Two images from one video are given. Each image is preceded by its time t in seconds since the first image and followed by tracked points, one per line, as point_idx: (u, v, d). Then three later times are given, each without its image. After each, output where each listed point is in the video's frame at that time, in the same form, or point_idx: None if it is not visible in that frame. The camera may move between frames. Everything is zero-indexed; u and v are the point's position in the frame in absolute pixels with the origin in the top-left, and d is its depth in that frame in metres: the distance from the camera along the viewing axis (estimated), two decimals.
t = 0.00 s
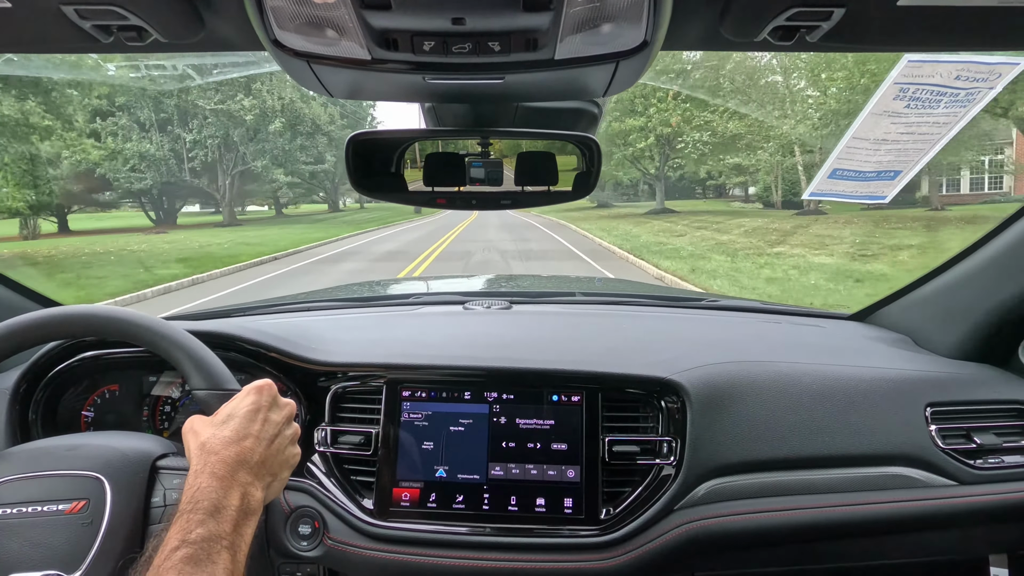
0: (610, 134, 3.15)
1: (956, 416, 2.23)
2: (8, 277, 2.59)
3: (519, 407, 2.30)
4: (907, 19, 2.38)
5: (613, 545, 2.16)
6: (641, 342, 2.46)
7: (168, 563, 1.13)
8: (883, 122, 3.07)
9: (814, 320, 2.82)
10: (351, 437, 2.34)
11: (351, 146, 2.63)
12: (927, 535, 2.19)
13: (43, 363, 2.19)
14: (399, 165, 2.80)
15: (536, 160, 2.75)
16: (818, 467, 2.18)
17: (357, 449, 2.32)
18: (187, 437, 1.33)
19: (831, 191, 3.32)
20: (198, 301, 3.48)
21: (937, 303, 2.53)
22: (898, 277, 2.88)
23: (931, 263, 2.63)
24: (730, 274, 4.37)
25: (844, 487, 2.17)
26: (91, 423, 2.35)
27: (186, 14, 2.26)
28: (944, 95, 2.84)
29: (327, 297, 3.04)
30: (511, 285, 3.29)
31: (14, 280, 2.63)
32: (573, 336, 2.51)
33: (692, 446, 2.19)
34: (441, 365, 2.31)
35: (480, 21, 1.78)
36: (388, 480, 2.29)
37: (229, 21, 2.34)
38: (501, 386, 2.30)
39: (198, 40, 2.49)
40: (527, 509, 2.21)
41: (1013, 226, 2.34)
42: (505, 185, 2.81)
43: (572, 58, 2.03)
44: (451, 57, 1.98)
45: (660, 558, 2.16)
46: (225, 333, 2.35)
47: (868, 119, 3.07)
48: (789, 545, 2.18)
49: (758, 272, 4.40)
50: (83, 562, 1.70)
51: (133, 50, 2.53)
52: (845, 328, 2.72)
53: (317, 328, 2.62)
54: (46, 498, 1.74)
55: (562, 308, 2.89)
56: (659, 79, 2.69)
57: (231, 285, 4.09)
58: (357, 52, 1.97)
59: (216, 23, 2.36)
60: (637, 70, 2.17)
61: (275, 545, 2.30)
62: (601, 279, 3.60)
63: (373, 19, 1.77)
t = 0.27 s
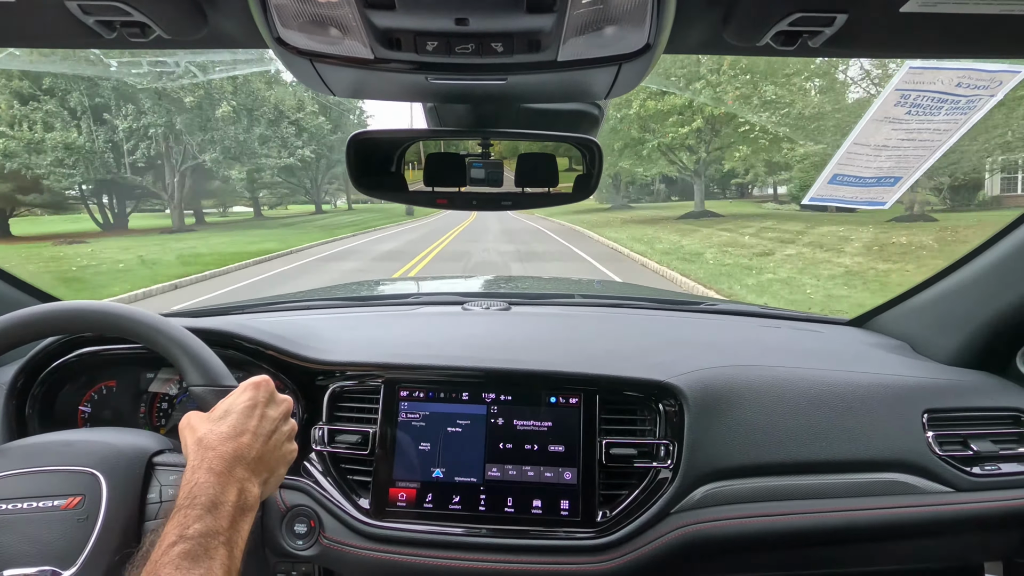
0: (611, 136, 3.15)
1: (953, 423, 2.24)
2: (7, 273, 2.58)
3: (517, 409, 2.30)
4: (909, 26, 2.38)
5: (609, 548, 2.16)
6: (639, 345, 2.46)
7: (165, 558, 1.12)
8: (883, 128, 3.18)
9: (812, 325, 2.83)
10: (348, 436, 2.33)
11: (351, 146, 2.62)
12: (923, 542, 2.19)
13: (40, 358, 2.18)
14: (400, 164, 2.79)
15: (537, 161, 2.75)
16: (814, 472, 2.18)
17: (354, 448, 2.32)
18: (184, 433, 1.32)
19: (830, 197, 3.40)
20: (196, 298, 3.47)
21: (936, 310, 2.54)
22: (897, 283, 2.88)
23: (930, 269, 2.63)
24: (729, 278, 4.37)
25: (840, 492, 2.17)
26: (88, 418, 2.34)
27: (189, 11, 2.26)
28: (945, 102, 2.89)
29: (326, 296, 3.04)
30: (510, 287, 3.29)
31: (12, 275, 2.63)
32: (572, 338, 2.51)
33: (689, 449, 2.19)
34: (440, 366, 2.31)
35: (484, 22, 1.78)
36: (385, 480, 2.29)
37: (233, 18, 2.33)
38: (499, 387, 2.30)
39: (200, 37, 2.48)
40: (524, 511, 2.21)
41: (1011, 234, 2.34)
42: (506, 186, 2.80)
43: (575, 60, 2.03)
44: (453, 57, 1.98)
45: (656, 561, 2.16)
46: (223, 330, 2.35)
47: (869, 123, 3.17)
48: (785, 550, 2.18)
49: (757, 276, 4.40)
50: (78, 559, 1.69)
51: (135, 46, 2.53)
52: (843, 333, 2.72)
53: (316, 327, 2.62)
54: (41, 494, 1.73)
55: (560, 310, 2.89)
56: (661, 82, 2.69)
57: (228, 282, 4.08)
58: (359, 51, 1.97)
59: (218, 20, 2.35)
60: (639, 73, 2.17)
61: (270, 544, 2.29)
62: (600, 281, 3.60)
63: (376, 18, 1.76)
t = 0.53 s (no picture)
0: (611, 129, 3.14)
1: (949, 418, 2.24)
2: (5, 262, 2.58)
3: (514, 401, 2.30)
4: (913, 20, 2.36)
5: (606, 540, 2.17)
6: (637, 339, 2.46)
7: (166, 547, 1.13)
8: (884, 124, 3.08)
9: (810, 319, 2.83)
10: (346, 427, 2.34)
11: (350, 137, 2.61)
12: (917, 536, 2.20)
13: (38, 348, 2.18)
14: (399, 155, 2.77)
15: (536, 153, 2.74)
16: (810, 466, 2.19)
17: (352, 440, 2.33)
18: (182, 422, 1.33)
19: (830, 191, 3.29)
20: (194, 289, 3.47)
21: (933, 305, 2.54)
22: (895, 278, 2.89)
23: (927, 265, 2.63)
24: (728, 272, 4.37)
25: (836, 486, 2.18)
26: (86, 409, 2.34)
27: None
28: (945, 97, 2.79)
29: (326, 288, 3.03)
30: (509, 280, 3.29)
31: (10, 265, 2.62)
32: (570, 331, 2.51)
33: (687, 443, 2.20)
34: (438, 358, 2.31)
35: (484, 13, 1.77)
36: (383, 472, 2.29)
37: (231, 6, 2.31)
38: (497, 380, 2.30)
39: (198, 26, 2.46)
40: (521, 503, 2.22)
41: (1010, 229, 2.34)
42: (506, 180, 2.78)
43: (575, 52, 2.02)
44: (453, 49, 1.97)
45: (652, 554, 2.17)
46: (220, 321, 2.34)
47: (869, 119, 3.10)
48: (781, 543, 2.19)
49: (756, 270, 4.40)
50: (77, 548, 1.70)
51: (133, 35, 2.51)
52: (841, 328, 2.73)
53: (314, 318, 2.61)
54: (39, 483, 1.73)
55: (559, 303, 2.89)
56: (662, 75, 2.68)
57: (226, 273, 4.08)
58: (358, 41, 1.95)
59: (216, 8, 2.33)
60: (640, 66, 2.16)
61: (268, 534, 2.31)
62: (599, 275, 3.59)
63: (375, 8, 1.75)
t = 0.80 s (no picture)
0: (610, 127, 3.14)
1: (948, 414, 2.25)
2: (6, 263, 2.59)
3: (515, 400, 2.30)
4: (911, 17, 2.36)
5: (606, 538, 2.18)
6: (637, 336, 2.46)
7: (167, 543, 1.13)
8: (883, 121, 3.08)
9: (809, 317, 2.83)
10: (346, 426, 2.34)
11: (349, 137, 2.61)
12: (916, 532, 2.21)
13: (37, 349, 2.18)
14: (399, 156, 2.76)
15: (535, 152, 2.75)
16: (810, 462, 2.20)
17: (352, 439, 2.33)
18: (183, 421, 1.33)
19: (829, 189, 3.38)
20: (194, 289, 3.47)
21: (933, 302, 2.54)
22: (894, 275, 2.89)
23: (927, 262, 2.64)
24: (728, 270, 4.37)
25: (836, 483, 2.18)
26: (87, 409, 2.35)
27: None
28: (943, 95, 2.81)
29: (326, 287, 3.03)
30: (509, 279, 3.29)
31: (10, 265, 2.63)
32: (570, 330, 2.51)
33: (687, 440, 2.20)
34: (438, 357, 2.31)
35: (481, 12, 1.77)
36: (383, 471, 2.30)
37: (230, 6, 2.30)
38: (497, 379, 2.31)
39: (196, 25, 2.46)
40: (521, 501, 2.22)
41: (1010, 226, 2.34)
42: (505, 177, 2.81)
43: (573, 50, 2.02)
44: (451, 48, 1.97)
45: (652, 551, 2.18)
46: (220, 321, 2.35)
47: (867, 117, 3.10)
48: (780, 540, 2.20)
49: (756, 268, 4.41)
50: (79, 547, 1.72)
51: (130, 35, 2.51)
52: (840, 325, 2.73)
53: (314, 318, 2.62)
54: (40, 483, 1.74)
55: (559, 302, 2.89)
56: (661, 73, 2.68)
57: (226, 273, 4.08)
58: (356, 41, 1.96)
59: (214, 8, 2.33)
60: (638, 64, 2.16)
61: (269, 533, 2.31)
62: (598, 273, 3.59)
63: (373, 7, 1.75)
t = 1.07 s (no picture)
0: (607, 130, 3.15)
1: (952, 411, 2.24)
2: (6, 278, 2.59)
3: (516, 405, 2.30)
4: (905, 15, 2.36)
5: (611, 542, 2.17)
6: (638, 339, 2.46)
7: (171, 559, 1.12)
8: (879, 118, 3.25)
9: (810, 316, 2.83)
10: (349, 434, 2.34)
11: (346, 145, 2.61)
12: (922, 531, 2.20)
13: (38, 363, 2.20)
14: (396, 162, 2.78)
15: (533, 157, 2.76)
16: (814, 462, 2.19)
17: (355, 447, 2.33)
18: (184, 435, 1.33)
19: (827, 187, 3.44)
20: (194, 299, 3.47)
21: (933, 298, 2.54)
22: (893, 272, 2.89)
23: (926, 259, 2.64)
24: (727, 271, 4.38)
25: (840, 483, 2.18)
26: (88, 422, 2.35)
27: (180, 12, 2.24)
28: (940, 91, 2.85)
29: (326, 295, 3.04)
30: (509, 283, 3.29)
31: (10, 281, 2.63)
32: (570, 333, 2.51)
33: (690, 442, 2.20)
34: (439, 363, 2.31)
35: (475, 19, 1.77)
36: (386, 478, 2.29)
37: (224, 17, 2.31)
38: (498, 384, 2.31)
39: (191, 38, 2.47)
40: (525, 506, 2.22)
41: (1008, 221, 2.34)
42: (502, 183, 2.80)
43: (568, 55, 2.02)
44: (446, 54, 1.98)
45: (657, 554, 2.17)
46: (219, 331, 2.35)
47: (865, 114, 3.26)
48: (787, 540, 2.19)
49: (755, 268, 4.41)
50: (82, 560, 1.72)
51: (126, 49, 2.52)
52: (841, 324, 2.73)
53: (314, 326, 2.62)
54: (42, 497, 1.74)
55: (559, 305, 2.89)
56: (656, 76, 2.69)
57: (226, 283, 4.08)
58: (352, 49, 1.96)
59: (208, 19, 2.33)
60: (633, 67, 2.17)
61: (273, 542, 2.31)
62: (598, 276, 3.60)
63: (368, 16, 1.76)
